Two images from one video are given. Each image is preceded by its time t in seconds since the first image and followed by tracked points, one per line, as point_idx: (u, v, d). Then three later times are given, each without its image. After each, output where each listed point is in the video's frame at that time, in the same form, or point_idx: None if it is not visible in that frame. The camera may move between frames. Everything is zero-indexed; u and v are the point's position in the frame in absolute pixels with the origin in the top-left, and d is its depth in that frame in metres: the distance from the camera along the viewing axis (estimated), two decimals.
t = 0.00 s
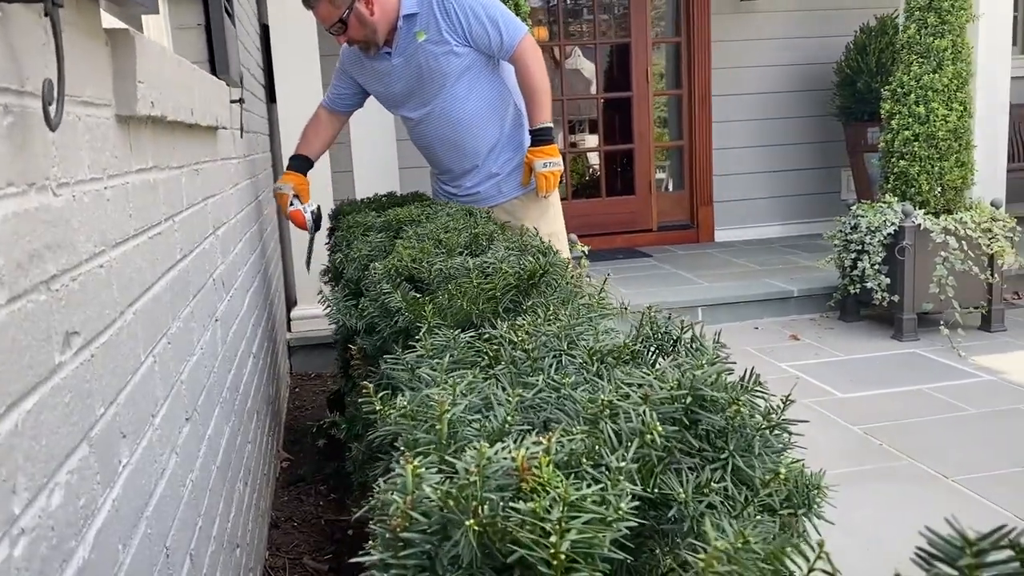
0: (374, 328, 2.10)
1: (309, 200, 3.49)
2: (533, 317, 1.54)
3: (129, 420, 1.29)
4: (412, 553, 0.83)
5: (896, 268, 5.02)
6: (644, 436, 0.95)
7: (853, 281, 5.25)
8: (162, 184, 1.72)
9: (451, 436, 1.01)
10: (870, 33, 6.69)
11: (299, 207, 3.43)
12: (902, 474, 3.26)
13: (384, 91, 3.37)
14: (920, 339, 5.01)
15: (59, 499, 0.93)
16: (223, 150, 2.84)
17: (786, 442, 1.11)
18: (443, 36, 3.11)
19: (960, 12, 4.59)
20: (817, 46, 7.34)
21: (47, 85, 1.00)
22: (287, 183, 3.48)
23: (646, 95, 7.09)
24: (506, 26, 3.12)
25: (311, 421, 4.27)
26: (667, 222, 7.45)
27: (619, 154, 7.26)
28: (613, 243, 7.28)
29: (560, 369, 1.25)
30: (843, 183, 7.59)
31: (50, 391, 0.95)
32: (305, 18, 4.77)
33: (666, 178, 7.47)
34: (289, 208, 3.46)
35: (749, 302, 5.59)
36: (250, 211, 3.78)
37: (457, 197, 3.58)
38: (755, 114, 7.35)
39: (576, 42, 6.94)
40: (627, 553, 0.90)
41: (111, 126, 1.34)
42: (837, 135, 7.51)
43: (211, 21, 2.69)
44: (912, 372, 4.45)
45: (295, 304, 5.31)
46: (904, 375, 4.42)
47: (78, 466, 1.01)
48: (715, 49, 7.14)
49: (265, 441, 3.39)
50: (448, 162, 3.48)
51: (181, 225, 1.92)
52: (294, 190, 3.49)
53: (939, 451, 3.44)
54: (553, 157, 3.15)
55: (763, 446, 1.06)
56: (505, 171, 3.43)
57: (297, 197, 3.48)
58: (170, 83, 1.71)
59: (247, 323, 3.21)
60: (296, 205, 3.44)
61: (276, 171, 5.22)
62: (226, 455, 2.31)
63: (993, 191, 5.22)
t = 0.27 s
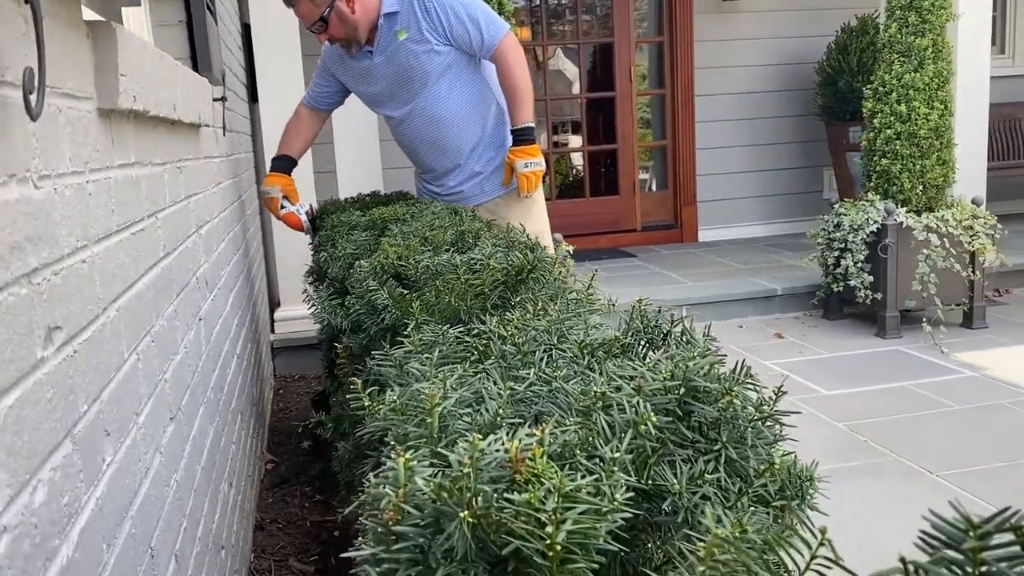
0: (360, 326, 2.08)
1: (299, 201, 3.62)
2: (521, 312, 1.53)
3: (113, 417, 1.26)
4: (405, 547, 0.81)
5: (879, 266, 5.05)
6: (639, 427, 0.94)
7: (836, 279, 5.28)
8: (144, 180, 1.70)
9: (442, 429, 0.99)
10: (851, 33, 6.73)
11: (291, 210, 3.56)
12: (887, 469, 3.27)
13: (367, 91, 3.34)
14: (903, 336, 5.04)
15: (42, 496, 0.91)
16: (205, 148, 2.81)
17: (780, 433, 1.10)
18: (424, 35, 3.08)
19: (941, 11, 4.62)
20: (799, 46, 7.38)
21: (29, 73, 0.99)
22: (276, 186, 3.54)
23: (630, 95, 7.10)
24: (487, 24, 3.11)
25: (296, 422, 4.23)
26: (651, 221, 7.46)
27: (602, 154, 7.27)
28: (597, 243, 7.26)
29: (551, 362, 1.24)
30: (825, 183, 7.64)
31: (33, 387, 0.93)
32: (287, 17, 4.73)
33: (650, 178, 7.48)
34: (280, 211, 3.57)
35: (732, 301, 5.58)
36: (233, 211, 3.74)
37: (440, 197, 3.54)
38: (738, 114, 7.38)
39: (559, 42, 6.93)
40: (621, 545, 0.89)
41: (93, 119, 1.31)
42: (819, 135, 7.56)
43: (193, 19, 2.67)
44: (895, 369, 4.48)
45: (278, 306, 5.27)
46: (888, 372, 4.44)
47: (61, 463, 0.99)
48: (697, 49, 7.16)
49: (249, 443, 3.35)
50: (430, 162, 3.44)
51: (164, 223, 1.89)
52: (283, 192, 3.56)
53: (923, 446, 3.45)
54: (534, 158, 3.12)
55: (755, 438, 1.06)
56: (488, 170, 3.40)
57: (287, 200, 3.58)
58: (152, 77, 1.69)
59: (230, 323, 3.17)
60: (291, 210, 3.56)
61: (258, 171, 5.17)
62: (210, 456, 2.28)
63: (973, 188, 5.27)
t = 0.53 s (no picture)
0: (351, 321, 2.07)
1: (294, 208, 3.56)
2: (513, 303, 1.53)
3: (104, 409, 1.26)
4: (403, 531, 0.81)
5: (866, 262, 5.08)
6: (635, 412, 0.95)
7: (823, 275, 5.31)
8: (134, 173, 1.68)
9: (438, 416, 0.99)
10: (837, 31, 6.77)
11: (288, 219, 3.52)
12: (876, 463, 3.29)
13: (354, 89, 3.33)
14: (889, 332, 5.07)
15: (35, 485, 0.91)
16: (193, 143, 2.79)
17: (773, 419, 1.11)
18: (409, 32, 3.07)
19: (926, 8, 4.66)
20: (785, 44, 7.41)
21: (20, 57, 0.99)
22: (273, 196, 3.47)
23: (617, 93, 7.11)
24: (473, 19, 3.10)
25: (285, 419, 4.21)
26: (639, 219, 7.46)
27: (590, 152, 7.27)
28: (585, 241, 7.26)
29: (544, 351, 1.24)
30: (812, 180, 7.68)
31: (25, 376, 0.92)
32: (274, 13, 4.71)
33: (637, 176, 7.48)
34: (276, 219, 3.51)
35: (716, 299, 5.58)
36: (221, 208, 3.71)
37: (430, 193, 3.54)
38: (725, 112, 7.40)
39: (547, 40, 6.93)
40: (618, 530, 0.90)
41: (83, 109, 1.31)
42: (805, 133, 7.59)
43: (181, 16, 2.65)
44: (883, 365, 4.50)
45: (265, 304, 5.24)
46: (875, 368, 4.46)
47: (53, 453, 0.99)
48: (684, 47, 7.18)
49: (238, 440, 3.33)
50: (419, 158, 3.44)
51: (153, 217, 1.87)
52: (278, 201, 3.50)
53: (911, 441, 3.48)
54: (522, 151, 3.11)
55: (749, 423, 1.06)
56: (478, 166, 3.39)
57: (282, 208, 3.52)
58: (141, 69, 1.67)
59: (219, 320, 3.15)
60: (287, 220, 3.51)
61: (246, 169, 5.15)
62: (200, 452, 2.27)
63: (959, 185, 5.31)
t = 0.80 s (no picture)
0: (346, 317, 2.06)
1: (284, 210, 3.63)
2: (511, 298, 1.53)
3: (101, 404, 1.25)
4: (406, 522, 0.81)
5: (857, 259, 5.10)
6: (636, 403, 0.95)
7: (815, 273, 5.33)
8: (129, 168, 1.67)
9: (438, 409, 0.99)
10: (828, 29, 6.79)
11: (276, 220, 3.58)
12: (870, 459, 3.30)
13: (347, 86, 3.31)
14: (881, 329, 5.09)
15: (34, 478, 0.91)
16: (186, 139, 2.78)
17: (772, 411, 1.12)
18: (403, 28, 3.05)
19: (917, 7, 4.68)
20: (777, 42, 7.43)
21: (19, 50, 0.99)
22: (260, 195, 3.55)
23: (609, 91, 7.12)
24: (467, 17, 3.09)
25: (279, 417, 4.19)
26: (632, 217, 7.45)
27: (582, 150, 7.28)
28: (577, 239, 7.24)
29: (543, 344, 1.24)
30: (803, 178, 7.70)
31: (24, 369, 0.92)
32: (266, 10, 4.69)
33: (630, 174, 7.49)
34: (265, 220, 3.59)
35: (709, 296, 5.59)
36: (213, 206, 3.69)
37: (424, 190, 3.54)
38: (717, 110, 7.42)
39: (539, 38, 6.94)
40: (620, 521, 0.90)
41: (79, 103, 1.30)
42: (797, 131, 7.62)
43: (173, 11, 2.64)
44: (875, 362, 4.52)
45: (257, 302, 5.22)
46: (867, 365, 4.48)
47: (52, 446, 0.98)
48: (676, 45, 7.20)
49: (231, 438, 3.32)
50: (413, 155, 3.43)
51: (147, 212, 1.86)
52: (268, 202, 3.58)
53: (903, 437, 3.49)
54: (515, 149, 3.14)
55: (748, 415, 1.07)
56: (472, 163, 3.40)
57: (272, 208, 3.59)
58: (135, 62, 1.66)
59: (212, 318, 3.14)
60: (274, 221, 3.57)
61: (238, 167, 5.13)
62: (194, 449, 2.26)
63: (949, 182, 5.34)
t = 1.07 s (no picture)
0: (344, 314, 2.06)
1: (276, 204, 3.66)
2: (510, 296, 1.54)
3: (100, 401, 1.25)
4: (407, 520, 0.81)
5: (852, 257, 5.11)
6: (637, 401, 0.96)
7: (810, 271, 5.34)
8: (126, 164, 1.67)
9: (438, 406, 1.00)
10: (823, 28, 6.80)
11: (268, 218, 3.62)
12: (865, 457, 3.31)
13: (344, 83, 3.31)
14: (876, 327, 5.11)
15: (35, 476, 0.91)
16: (182, 137, 2.77)
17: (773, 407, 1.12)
18: (402, 26, 3.05)
19: (912, 6, 4.68)
20: (771, 41, 7.45)
21: (18, 46, 0.99)
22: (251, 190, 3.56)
23: (604, 89, 7.12)
24: (466, 16, 3.09)
25: (275, 415, 4.18)
26: (627, 216, 7.46)
27: (577, 148, 7.27)
28: (572, 237, 7.25)
29: (543, 342, 1.25)
30: (798, 177, 7.72)
31: (24, 365, 0.92)
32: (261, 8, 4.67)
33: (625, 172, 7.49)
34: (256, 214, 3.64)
35: (705, 294, 5.60)
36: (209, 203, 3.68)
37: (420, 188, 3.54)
38: (712, 109, 7.43)
39: (535, 36, 6.93)
40: (621, 517, 0.91)
41: (77, 99, 1.29)
42: (791, 129, 7.63)
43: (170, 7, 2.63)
44: (870, 360, 4.53)
45: (252, 300, 5.21)
46: (862, 363, 4.49)
47: (52, 444, 0.98)
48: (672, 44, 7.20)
49: (227, 436, 3.32)
50: (409, 153, 3.43)
51: (145, 209, 1.86)
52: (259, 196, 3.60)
53: (898, 435, 3.50)
54: (514, 149, 3.14)
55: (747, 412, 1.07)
56: (468, 162, 3.40)
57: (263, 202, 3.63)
58: (133, 58, 1.66)
59: (208, 315, 3.13)
60: (264, 217, 3.61)
61: (233, 165, 5.12)
62: (191, 447, 2.25)
63: (944, 180, 5.35)
